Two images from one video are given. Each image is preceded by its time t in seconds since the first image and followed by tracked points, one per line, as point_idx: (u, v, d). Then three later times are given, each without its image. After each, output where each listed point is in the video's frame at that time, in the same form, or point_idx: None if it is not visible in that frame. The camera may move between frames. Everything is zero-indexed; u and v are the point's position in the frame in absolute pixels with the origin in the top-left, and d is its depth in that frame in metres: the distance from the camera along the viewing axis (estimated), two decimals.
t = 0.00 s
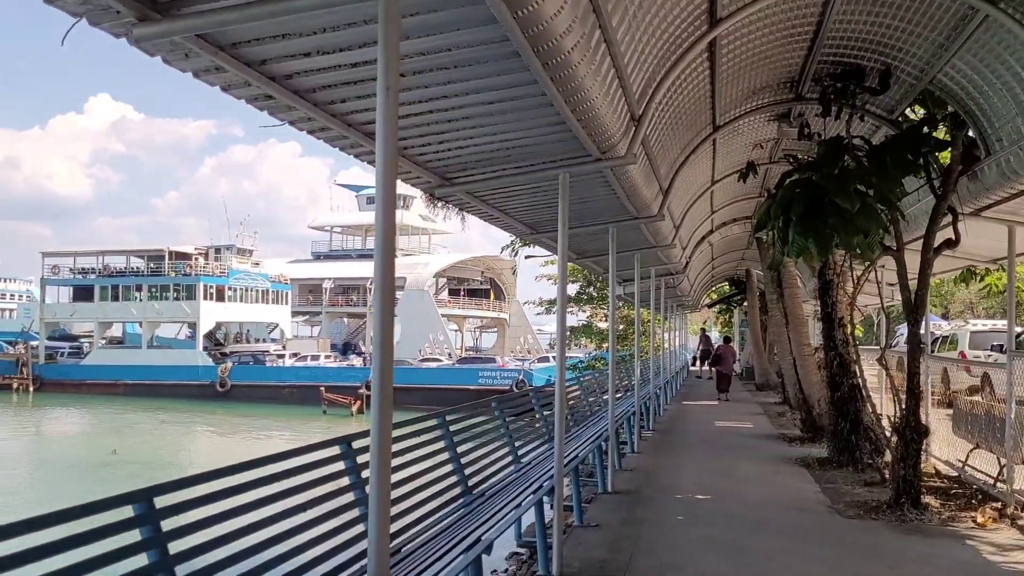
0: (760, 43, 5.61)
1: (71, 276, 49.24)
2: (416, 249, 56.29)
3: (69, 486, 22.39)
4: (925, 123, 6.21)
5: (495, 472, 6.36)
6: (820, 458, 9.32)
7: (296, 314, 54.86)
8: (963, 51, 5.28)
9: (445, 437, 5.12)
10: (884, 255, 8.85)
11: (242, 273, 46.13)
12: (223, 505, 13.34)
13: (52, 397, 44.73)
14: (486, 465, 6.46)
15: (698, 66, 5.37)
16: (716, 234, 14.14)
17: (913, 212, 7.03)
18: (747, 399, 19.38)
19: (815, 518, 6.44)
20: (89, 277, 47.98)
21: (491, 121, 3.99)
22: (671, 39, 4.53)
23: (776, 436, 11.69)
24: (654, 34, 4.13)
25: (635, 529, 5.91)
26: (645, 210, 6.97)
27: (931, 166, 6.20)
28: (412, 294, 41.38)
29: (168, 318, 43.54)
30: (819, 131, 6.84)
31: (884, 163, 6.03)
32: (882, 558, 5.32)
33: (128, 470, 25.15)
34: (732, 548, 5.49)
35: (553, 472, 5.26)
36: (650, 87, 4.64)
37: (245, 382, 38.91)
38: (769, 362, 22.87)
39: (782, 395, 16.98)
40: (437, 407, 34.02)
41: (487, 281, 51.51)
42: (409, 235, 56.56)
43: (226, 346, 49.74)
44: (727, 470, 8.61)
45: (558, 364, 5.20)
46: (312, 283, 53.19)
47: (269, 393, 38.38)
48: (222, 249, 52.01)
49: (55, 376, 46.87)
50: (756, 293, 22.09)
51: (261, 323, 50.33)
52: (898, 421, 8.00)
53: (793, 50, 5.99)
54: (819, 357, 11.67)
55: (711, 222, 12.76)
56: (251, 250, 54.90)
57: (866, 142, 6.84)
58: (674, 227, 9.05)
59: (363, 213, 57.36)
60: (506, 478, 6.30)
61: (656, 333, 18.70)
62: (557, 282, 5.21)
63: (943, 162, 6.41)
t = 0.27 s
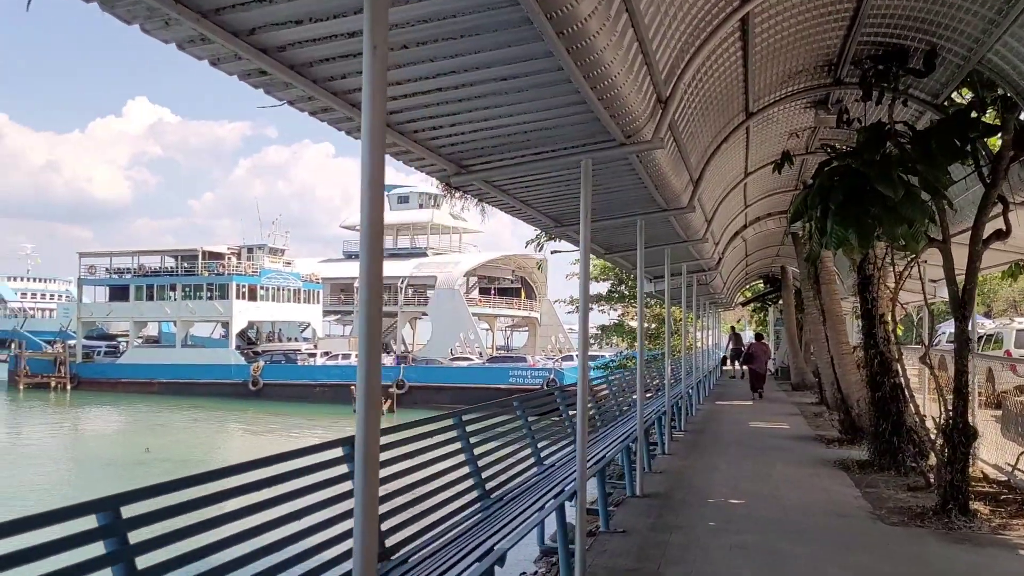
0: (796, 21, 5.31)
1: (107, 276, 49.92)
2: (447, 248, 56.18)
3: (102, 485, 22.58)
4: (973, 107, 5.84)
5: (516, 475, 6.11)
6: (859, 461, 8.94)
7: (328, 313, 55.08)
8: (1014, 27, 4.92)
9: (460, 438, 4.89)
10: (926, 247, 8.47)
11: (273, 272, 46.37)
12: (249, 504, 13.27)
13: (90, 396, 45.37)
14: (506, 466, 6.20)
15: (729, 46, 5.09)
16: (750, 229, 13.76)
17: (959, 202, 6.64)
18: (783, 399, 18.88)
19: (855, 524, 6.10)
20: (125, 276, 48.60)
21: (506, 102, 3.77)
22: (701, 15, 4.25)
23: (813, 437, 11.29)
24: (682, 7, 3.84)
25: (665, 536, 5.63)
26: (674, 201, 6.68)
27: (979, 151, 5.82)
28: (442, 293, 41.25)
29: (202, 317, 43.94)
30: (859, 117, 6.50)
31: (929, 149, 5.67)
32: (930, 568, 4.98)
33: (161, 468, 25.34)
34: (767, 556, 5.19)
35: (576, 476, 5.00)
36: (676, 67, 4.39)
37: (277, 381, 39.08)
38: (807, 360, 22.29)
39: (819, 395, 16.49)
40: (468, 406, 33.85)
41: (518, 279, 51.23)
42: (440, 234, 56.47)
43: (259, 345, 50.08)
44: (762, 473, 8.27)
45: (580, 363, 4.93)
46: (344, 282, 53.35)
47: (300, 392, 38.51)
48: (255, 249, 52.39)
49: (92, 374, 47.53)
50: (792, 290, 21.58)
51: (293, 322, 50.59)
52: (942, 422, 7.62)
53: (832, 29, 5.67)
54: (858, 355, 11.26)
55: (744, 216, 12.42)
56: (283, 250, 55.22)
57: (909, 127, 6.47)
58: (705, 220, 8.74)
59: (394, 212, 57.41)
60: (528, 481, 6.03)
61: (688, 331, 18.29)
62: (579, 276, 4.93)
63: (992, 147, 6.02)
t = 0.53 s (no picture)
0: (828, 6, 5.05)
1: (133, 279, 50.37)
2: (470, 250, 56.01)
3: (127, 487, 22.62)
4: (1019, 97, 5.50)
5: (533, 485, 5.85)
6: (893, 470, 8.58)
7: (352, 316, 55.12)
8: None
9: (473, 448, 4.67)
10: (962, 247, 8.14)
11: (298, 275, 46.49)
12: (267, 510, 13.12)
13: (116, 397, 45.74)
14: (522, 476, 5.94)
15: (757, 34, 4.85)
16: (777, 230, 13.44)
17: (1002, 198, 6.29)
18: (811, 404, 18.46)
19: (889, 538, 5.80)
20: (151, 279, 48.98)
21: (519, 90, 3.53)
22: None
23: (844, 444, 10.93)
24: None
25: (687, 550, 5.38)
26: (698, 199, 6.41)
27: None
28: (466, 295, 41.09)
29: (227, 319, 44.14)
30: (894, 111, 6.20)
31: (971, 143, 5.32)
32: None
33: (185, 470, 25.37)
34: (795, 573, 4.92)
35: (595, 488, 4.75)
36: (702, 57, 4.15)
37: (301, 383, 39.13)
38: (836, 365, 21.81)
39: (848, 400, 16.09)
40: (490, 409, 33.62)
41: (542, 282, 50.93)
42: (463, 236, 56.34)
43: (283, 347, 50.24)
44: (789, 482, 7.97)
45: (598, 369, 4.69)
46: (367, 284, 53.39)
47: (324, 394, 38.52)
48: (279, 251, 52.61)
49: (118, 376, 47.95)
50: (820, 292, 21.11)
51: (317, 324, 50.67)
52: (982, 430, 7.28)
53: (866, 17, 5.41)
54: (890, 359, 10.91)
55: (772, 216, 12.12)
56: (308, 253, 55.39)
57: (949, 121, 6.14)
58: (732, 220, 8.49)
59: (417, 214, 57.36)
60: (545, 491, 5.77)
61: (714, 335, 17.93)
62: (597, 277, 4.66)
63: None
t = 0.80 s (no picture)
0: None
1: (140, 280, 50.39)
2: (477, 249, 55.80)
3: (132, 490, 22.51)
4: None
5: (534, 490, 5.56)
6: (908, 469, 8.29)
7: (359, 316, 55.00)
8: None
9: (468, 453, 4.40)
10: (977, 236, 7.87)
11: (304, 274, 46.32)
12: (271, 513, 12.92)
13: (124, 399, 45.74)
14: (522, 480, 5.65)
15: (766, 12, 4.61)
16: (786, 224, 13.20)
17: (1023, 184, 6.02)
18: (822, 400, 18.16)
19: (908, 543, 5.53)
20: (157, 280, 48.98)
21: (509, 67, 3.27)
22: None
23: (857, 442, 10.65)
24: None
25: (696, 557, 5.13)
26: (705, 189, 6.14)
27: None
28: (473, 293, 40.85)
29: (233, 320, 44.07)
30: (909, 94, 5.93)
31: (991, 126, 5.05)
32: None
33: (190, 472, 25.23)
34: None
35: (597, 493, 4.48)
36: (706, 34, 3.89)
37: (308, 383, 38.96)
38: (848, 360, 21.48)
39: (860, 396, 15.81)
40: (498, 408, 33.40)
41: (549, 280, 50.67)
42: (470, 234, 56.14)
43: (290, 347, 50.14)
44: (801, 483, 7.71)
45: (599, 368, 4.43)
46: (374, 284, 53.22)
47: (331, 395, 38.38)
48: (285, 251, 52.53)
49: (126, 377, 47.97)
50: (830, 287, 20.81)
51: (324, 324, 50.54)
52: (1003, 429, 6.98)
53: None
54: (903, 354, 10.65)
55: (780, 210, 11.88)
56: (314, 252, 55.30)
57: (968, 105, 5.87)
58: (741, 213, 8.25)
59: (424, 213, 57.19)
60: (547, 496, 5.49)
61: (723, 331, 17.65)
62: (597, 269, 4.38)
63: None
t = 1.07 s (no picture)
0: None
1: (138, 281, 50.18)
2: (478, 249, 55.56)
3: (128, 492, 22.26)
4: None
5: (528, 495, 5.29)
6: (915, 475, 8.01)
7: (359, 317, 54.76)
8: None
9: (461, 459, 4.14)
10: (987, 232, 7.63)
11: (303, 275, 46.10)
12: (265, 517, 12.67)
13: (123, 400, 45.52)
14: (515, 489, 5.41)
15: None
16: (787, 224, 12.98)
17: None
18: (825, 403, 17.89)
19: (919, 556, 5.27)
20: (156, 281, 48.77)
21: (491, 46, 2.96)
22: None
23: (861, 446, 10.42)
24: None
25: (695, 571, 4.87)
26: (704, 184, 5.90)
27: None
28: (473, 294, 40.61)
29: (232, 321, 43.85)
30: (918, 85, 5.67)
31: (1003, 115, 4.79)
32: None
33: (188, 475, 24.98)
34: None
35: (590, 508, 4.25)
36: (705, 15, 3.63)
37: (308, 384, 38.72)
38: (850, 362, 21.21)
39: (863, 398, 15.57)
40: (498, 410, 33.14)
41: (550, 281, 50.42)
42: (470, 235, 55.91)
43: (290, 348, 49.91)
44: (804, 490, 7.45)
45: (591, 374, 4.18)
46: (374, 285, 52.99)
47: (331, 396, 38.14)
48: (284, 252, 52.33)
49: (124, 379, 47.77)
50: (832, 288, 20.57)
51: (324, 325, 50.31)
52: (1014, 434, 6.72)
53: None
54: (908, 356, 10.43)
55: (781, 209, 11.67)
56: (314, 253, 55.10)
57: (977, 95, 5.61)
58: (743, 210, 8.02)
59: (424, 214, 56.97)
60: (540, 508, 5.24)
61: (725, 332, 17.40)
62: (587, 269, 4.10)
63: None
